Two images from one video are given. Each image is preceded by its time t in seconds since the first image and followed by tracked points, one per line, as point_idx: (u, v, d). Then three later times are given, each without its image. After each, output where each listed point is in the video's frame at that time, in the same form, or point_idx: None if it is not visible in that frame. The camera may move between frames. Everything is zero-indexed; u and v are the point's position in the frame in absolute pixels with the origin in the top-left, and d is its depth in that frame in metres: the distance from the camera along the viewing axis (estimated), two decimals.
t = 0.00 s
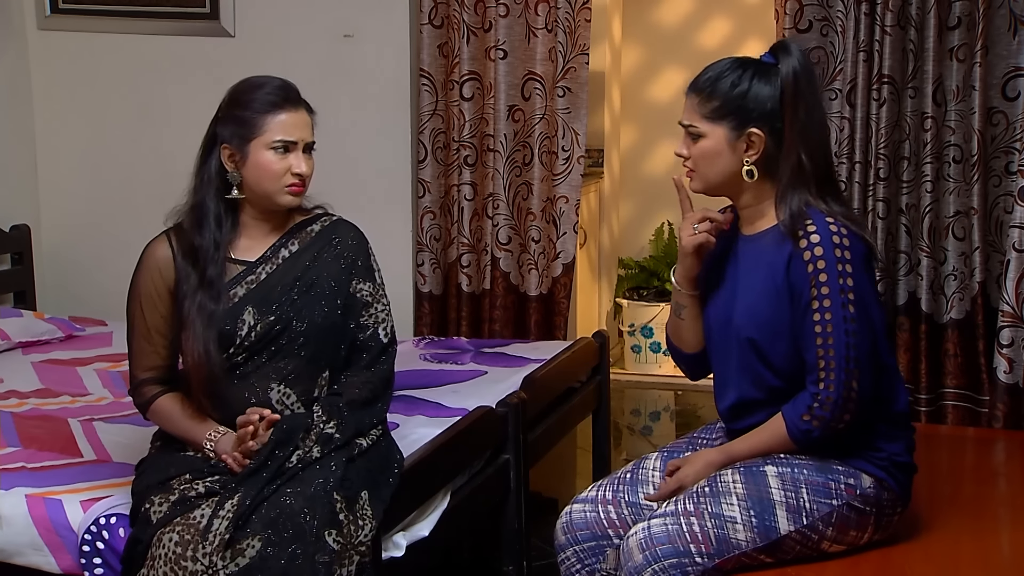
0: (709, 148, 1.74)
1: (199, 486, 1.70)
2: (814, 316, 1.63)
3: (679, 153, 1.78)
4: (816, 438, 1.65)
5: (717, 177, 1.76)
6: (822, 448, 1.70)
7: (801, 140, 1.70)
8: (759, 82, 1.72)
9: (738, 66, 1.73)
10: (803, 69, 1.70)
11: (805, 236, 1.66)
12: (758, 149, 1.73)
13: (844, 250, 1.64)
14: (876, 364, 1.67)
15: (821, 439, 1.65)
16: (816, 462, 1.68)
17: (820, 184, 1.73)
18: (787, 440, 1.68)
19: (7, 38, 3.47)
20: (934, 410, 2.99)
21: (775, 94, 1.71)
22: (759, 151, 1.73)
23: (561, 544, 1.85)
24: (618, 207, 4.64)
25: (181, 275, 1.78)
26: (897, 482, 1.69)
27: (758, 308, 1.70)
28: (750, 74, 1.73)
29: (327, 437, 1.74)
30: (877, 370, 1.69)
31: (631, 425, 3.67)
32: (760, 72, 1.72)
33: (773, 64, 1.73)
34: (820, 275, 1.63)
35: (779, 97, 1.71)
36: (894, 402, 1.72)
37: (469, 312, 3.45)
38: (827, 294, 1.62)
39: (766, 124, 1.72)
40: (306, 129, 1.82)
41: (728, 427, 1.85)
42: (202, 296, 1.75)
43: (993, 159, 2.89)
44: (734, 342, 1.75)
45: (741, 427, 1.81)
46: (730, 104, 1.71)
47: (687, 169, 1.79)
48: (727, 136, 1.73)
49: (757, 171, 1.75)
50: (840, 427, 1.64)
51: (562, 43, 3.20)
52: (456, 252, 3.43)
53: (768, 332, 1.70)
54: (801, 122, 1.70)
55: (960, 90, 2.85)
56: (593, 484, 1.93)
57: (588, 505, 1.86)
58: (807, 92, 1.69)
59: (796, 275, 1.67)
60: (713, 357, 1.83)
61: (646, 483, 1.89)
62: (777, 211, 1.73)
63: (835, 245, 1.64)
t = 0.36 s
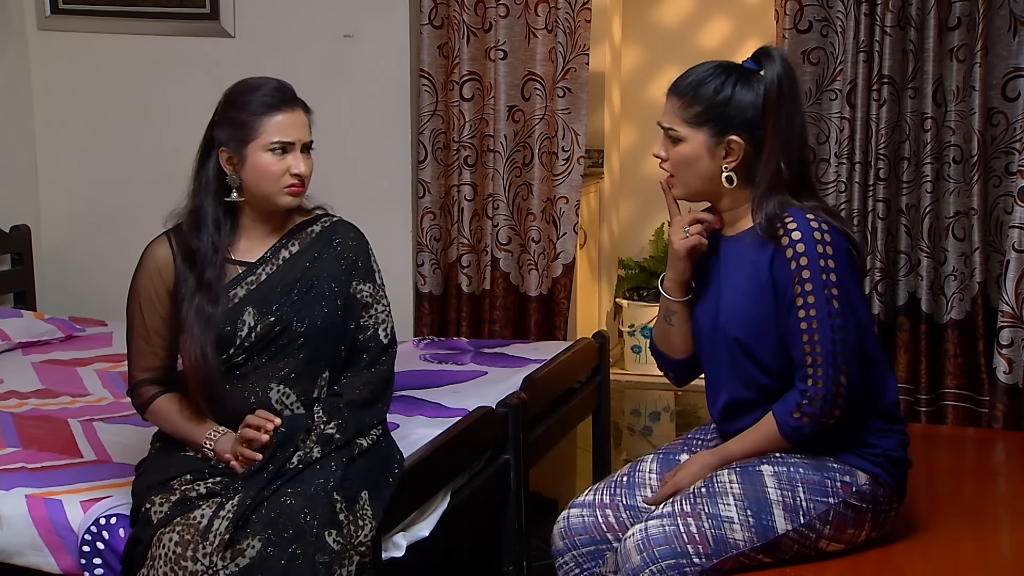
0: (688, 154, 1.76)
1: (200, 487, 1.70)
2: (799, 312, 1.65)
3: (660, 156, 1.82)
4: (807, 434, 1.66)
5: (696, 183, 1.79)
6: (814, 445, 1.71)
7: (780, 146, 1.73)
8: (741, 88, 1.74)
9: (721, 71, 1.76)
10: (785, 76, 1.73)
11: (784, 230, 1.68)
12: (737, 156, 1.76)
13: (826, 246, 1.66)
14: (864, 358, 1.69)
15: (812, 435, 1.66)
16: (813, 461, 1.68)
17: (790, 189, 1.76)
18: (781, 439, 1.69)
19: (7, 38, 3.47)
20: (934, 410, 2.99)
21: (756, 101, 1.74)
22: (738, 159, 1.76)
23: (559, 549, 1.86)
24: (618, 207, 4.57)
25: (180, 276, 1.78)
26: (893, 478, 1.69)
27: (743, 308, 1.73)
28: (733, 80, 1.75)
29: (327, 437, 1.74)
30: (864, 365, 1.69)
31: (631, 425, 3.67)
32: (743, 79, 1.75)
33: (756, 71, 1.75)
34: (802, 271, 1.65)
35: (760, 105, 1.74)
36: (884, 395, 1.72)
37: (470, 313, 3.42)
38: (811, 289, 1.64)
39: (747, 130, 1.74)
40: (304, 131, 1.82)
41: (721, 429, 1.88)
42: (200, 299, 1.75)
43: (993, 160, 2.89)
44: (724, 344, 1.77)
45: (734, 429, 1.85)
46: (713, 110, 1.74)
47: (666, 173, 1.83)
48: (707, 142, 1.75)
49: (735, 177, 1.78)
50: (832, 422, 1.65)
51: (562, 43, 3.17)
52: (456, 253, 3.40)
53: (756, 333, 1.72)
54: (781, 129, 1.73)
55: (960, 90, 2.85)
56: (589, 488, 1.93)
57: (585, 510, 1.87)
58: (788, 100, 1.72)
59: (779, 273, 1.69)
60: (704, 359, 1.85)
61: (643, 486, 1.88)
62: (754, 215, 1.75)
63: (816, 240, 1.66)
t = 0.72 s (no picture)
0: (678, 162, 1.78)
1: (202, 488, 1.69)
2: (801, 304, 1.65)
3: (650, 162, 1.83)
4: (811, 427, 1.66)
5: (687, 187, 1.80)
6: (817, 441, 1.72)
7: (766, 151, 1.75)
8: (729, 93, 1.75)
9: (708, 77, 1.76)
10: (771, 79, 1.74)
11: (784, 223, 1.69)
12: (726, 163, 1.78)
13: (826, 238, 1.66)
14: (865, 350, 1.69)
15: (816, 428, 1.66)
16: (817, 461, 1.67)
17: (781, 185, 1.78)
18: (785, 434, 1.68)
19: (8, 38, 3.47)
20: (934, 410, 2.98)
21: (742, 105, 1.75)
22: (727, 165, 1.78)
23: (563, 560, 1.86)
24: (617, 207, 4.38)
25: (185, 276, 1.78)
26: (894, 478, 1.69)
27: (746, 304, 1.73)
28: (719, 85, 1.75)
29: (328, 439, 1.74)
30: (865, 358, 1.69)
31: (631, 426, 3.66)
32: (729, 82, 1.75)
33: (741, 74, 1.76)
34: (804, 263, 1.65)
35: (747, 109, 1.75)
36: (884, 391, 1.73)
37: (470, 313, 3.42)
38: (812, 280, 1.64)
39: (735, 138, 1.76)
40: (313, 133, 1.82)
41: (721, 429, 1.88)
42: (206, 301, 1.75)
43: (993, 160, 2.89)
44: (727, 342, 1.77)
45: (738, 428, 1.84)
46: (701, 119, 1.75)
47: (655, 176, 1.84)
48: (696, 151, 1.77)
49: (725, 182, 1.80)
50: (835, 415, 1.65)
51: (562, 43, 3.17)
52: (457, 253, 3.40)
53: (759, 329, 1.72)
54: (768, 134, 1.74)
55: (961, 90, 2.85)
56: (591, 499, 1.92)
57: (590, 520, 1.86)
58: (774, 104, 1.74)
59: (781, 268, 1.69)
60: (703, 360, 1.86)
61: (646, 493, 1.89)
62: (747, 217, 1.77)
63: (816, 232, 1.66)
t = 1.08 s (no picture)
0: (675, 165, 1.79)
1: (201, 488, 1.69)
2: (796, 303, 1.65)
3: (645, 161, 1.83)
4: (810, 426, 1.66)
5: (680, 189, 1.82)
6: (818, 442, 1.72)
7: (761, 156, 1.74)
8: (726, 98, 1.75)
9: (705, 82, 1.76)
10: (768, 84, 1.73)
11: (778, 223, 1.70)
12: (723, 168, 1.78)
13: (820, 237, 1.67)
14: (861, 347, 1.69)
15: (814, 428, 1.66)
16: (816, 461, 1.67)
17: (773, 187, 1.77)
18: (784, 434, 1.68)
19: (8, 38, 3.47)
20: (935, 410, 2.98)
21: (740, 110, 1.74)
22: (724, 170, 1.78)
23: (560, 557, 1.85)
24: (617, 207, 4.35)
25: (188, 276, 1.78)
26: (894, 478, 1.69)
27: (742, 304, 1.73)
28: (717, 90, 1.75)
29: (329, 439, 1.75)
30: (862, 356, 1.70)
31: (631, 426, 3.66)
32: (726, 88, 1.75)
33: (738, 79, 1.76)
34: (799, 262, 1.65)
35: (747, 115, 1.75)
36: (880, 390, 1.73)
37: (470, 313, 3.41)
38: (807, 279, 1.64)
39: (731, 144, 1.76)
40: (320, 135, 1.82)
41: (720, 429, 1.88)
42: (210, 303, 1.75)
43: (993, 160, 2.89)
44: (724, 342, 1.77)
45: (737, 427, 1.84)
46: (699, 124, 1.75)
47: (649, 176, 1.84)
48: (694, 155, 1.77)
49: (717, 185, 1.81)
50: (833, 413, 1.64)
51: (562, 43, 3.17)
52: (457, 253, 3.40)
53: (757, 330, 1.73)
54: (765, 139, 1.74)
55: (961, 90, 2.85)
56: (590, 495, 1.93)
57: (587, 516, 1.87)
58: (769, 108, 1.73)
59: (777, 267, 1.69)
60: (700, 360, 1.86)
61: (644, 491, 1.89)
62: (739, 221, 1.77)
63: (810, 232, 1.67)
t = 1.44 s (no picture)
0: (671, 158, 1.78)
1: (201, 489, 1.69)
2: (793, 306, 1.65)
3: (643, 161, 1.83)
4: (808, 429, 1.66)
5: (680, 187, 1.80)
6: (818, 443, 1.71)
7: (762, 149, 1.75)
8: (721, 91, 1.76)
9: (700, 76, 1.78)
10: (765, 78, 1.75)
11: (772, 226, 1.70)
12: (719, 159, 1.78)
13: (814, 240, 1.67)
14: (857, 348, 1.70)
15: (813, 431, 1.66)
16: (815, 462, 1.67)
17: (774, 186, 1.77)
18: (783, 436, 1.68)
19: (8, 39, 3.47)
20: (935, 411, 2.98)
21: (735, 104, 1.76)
22: (719, 162, 1.78)
23: (559, 558, 1.86)
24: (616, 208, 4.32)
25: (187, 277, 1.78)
26: (893, 478, 1.70)
27: (737, 308, 1.73)
28: (712, 84, 1.77)
29: (329, 440, 1.75)
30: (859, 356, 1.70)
31: (631, 427, 3.66)
32: (721, 82, 1.77)
33: (734, 74, 1.78)
34: (795, 266, 1.66)
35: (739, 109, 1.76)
36: (878, 390, 1.73)
37: (470, 314, 3.41)
38: (803, 283, 1.64)
39: (727, 135, 1.76)
40: (321, 137, 1.82)
41: (719, 432, 1.88)
42: (210, 305, 1.75)
43: (993, 161, 2.89)
44: (719, 346, 1.77)
45: (735, 430, 1.84)
46: (694, 114, 1.75)
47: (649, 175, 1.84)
48: (689, 146, 1.77)
49: (715, 181, 1.80)
50: (832, 416, 1.65)
51: (563, 44, 3.17)
52: (457, 254, 3.39)
53: (753, 333, 1.73)
54: (762, 132, 1.75)
55: (961, 91, 2.85)
56: (589, 496, 1.93)
57: (586, 518, 1.86)
58: (767, 102, 1.74)
59: (773, 270, 1.69)
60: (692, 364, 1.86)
61: (643, 492, 1.89)
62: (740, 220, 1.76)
63: (805, 234, 1.67)
